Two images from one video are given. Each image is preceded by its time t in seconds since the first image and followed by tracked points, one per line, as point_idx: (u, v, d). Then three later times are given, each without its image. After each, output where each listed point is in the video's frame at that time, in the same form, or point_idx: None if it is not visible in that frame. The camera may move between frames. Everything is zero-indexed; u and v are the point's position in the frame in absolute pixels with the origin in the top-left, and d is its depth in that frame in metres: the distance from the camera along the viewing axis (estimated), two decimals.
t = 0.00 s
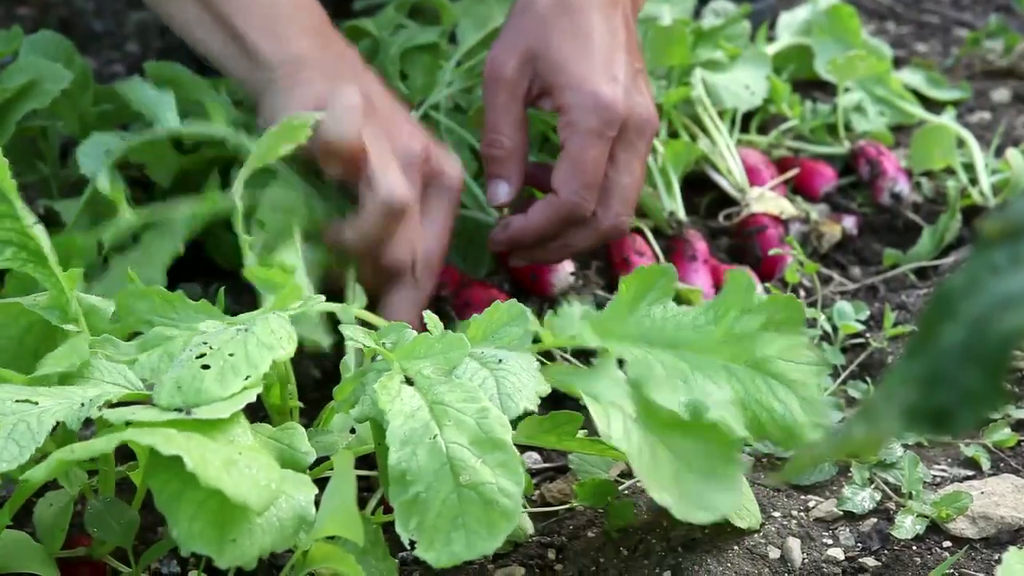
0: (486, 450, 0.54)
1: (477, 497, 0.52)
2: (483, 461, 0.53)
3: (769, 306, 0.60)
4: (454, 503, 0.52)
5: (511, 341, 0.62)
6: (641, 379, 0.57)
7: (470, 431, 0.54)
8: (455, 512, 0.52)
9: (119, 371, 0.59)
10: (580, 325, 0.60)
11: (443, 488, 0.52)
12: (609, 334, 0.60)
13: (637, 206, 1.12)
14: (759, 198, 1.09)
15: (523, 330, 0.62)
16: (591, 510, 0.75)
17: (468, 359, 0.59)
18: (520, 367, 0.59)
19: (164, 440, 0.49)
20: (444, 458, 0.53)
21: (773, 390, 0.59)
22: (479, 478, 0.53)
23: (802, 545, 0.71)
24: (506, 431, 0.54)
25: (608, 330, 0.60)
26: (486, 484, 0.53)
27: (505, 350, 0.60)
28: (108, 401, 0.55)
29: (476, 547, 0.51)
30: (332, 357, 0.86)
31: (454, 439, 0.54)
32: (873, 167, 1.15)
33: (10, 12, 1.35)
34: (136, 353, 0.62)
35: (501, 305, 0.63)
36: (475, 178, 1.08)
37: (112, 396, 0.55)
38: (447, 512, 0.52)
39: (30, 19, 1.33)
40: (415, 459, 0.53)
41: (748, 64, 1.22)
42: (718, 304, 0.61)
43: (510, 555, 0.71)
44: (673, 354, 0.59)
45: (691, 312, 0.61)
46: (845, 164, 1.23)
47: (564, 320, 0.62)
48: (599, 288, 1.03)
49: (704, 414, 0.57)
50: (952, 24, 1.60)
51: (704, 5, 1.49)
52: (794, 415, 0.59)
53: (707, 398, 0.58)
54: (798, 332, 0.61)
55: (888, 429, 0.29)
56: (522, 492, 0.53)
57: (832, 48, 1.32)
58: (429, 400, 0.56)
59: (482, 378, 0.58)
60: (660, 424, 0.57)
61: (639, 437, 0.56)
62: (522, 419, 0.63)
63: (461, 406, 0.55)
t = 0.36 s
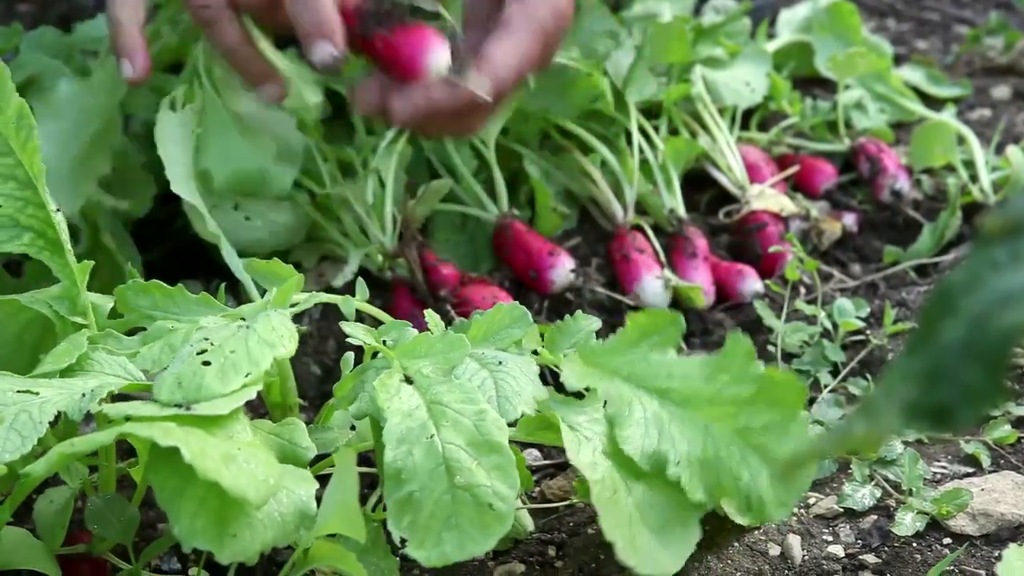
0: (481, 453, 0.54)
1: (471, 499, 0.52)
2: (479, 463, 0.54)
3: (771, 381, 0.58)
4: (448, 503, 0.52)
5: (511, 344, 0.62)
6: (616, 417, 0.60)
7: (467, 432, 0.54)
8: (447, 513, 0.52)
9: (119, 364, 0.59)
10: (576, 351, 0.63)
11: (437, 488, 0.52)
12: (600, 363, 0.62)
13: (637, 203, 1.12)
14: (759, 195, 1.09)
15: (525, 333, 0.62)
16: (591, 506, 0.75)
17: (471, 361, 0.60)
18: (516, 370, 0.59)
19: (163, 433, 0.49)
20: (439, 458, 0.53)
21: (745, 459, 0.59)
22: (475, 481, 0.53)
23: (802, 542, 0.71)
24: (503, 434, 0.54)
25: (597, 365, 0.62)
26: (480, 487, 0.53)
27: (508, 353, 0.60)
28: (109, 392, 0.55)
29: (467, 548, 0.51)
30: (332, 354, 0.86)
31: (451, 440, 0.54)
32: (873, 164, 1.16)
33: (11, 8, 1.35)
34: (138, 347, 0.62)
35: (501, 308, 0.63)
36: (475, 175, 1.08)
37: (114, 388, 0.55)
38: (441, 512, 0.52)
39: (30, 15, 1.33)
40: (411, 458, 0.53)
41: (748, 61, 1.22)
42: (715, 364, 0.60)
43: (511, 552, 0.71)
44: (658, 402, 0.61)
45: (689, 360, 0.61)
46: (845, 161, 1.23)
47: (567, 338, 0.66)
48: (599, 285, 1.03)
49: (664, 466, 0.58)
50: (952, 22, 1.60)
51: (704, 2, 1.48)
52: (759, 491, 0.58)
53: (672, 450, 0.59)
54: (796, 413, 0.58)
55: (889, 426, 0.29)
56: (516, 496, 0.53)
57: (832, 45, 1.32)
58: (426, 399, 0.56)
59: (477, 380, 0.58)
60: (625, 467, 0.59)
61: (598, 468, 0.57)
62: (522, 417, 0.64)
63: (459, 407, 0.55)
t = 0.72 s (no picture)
0: (479, 453, 0.54)
1: (470, 500, 0.52)
2: (479, 465, 0.54)
3: (774, 387, 0.61)
4: (447, 503, 0.52)
5: (510, 344, 0.62)
6: (624, 421, 0.61)
7: (467, 433, 0.54)
8: (447, 513, 0.52)
9: (118, 362, 0.59)
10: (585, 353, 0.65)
11: (436, 488, 0.52)
12: (608, 367, 0.64)
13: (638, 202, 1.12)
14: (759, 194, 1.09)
15: (524, 334, 0.62)
16: (590, 506, 0.75)
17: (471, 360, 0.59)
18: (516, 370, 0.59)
19: (166, 437, 0.49)
20: (439, 458, 0.53)
21: (750, 467, 0.61)
22: (474, 482, 0.53)
23: (803, 542, 0.71)
24: (503, 436, 0.54)
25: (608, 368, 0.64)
26: (480, 488, 0.53)
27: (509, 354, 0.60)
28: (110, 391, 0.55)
29: (466, 549, 0.51)
30: (332, 354, 0.86)
31: (450, 440, 0.54)
32: (874, 164, 1.16)
33: (10, 5, 1.35)
34: (139, 347, 0.62)
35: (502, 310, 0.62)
36: (475, 174, 1.08)
37: (114, 387, 0.55)
38: (441, 513, 0.52)
39: (30, 13, 1.33)
40: (410, 459, 0.53)
41: (749, 60, 1.22)
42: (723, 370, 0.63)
43: (510, 551, 0.71)
44: (665, 406, 0.63)
45: (696, 367, 0.63)
46: (845, 160, 1.23)
47: (571, 338, 0.66)
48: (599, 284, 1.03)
49: (673, 471, 0.59)
50: (952, 21, 1.60)
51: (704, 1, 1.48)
52: (763, 499, 0.60)
53: (680, 458, 0.60)
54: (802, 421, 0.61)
55: (889, 425, 0.29)
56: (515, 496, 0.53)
57: (832, 44, 1.32)
58: (427, 400, 0.56)
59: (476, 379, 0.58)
60: (634, 471, 0.61)
61: (610, 475, 0.59)
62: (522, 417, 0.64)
63: (459, 408, 0.55)
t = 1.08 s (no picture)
0: (488, 452, 0.54)
1: (479, 499, 0.52)
2: (486, 464, 0.53)
3: (787, 355, 0.61)
4: (455, 502, 0.52)
5: (518, 344, 0.62)
6: (642, 407, 0.60)
7: (474, 432, 0.54)
8: (456, 513, 0.52)
9: (123, 361, 0.59)
10: (594, 341, 0.65)
11: (444, 488, 0.52)
12: (619, 354, 0.64)
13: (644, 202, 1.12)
14: (766, 194, 1.09)
15: (531, 333, 0.62)
16: (597, 506, 0.75)
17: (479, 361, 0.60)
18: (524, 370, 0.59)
19: (172, 436, 0.49)
20: (447, 458, 0.53)
21: (772, 436, 0.60)
22: (482, 481, 0.52)
23: (809, 542, 0.71)
24: (511, 435, 0.54)
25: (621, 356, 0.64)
26: (488, 487, 0.52)
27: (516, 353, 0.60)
28: (116, 390, 0.55)
29: (474, 548, 0.51)
30: (339, 353, 0.86)
31: (458, 440, 0.54)
32: (880, 164, 1.15)
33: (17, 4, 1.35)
34: (145, 345, 0.62)
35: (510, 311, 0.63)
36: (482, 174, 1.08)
37: (120, 386, 0.55)
38: (449, 512, 0.51)
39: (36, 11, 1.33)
40: (418, 458, 0.53)
41: (755, 59, 1.22)
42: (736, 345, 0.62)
43: (517, 551, 0.71)
44: (680, 386, 0.62)
45: (708, 346, 0.63)
46: (852, 160, 1.23)
47: (576, 329, 0.66)
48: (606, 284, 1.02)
49: (696, 452, 0.59)
50: (959, 21, 1.60)
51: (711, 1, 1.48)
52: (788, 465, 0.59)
53: (701, 437, 0.60)
54: (815, 383, 0.61)
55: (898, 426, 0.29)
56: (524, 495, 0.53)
57: (839, 44, 1.32)
58: (434, 399, 0.56)
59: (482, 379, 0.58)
60: (656, 459, 0.61)
61: (632, 464, 0.59)
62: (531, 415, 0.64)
63: (467, 408, 0.55)
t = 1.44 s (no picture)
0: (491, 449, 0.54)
1: (481, 497, 0.52)
2: (489, 462, 0.53)
3: (789, 373, 0.61)
4: (457, 501, 0.52)
5: (520, 344, 0.62)
6: (640, 416, 0.61)
7: (477, 431, 0.54)
8: (457, 511, 0.52)
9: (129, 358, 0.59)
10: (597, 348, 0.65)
11: (447, 487, 0.52)
12: (621, 363, 0.64)
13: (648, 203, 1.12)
14: (769, 194, 1.09)
15: (534, 333, 0.62)
16: (600, 507, 0.75)
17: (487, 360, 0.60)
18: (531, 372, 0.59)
19: (174, 433, 0.49)
20: (449, 457, 0.53)
21: (771, 452, 0.60)
22: (485, 479, 0.53)
23: (812, 543, 0.71)
24: (513, 434, 0.54)
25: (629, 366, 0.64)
26: (490, 486, 0.52)
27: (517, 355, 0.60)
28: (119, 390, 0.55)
29: (477, 547, 0.51)
30: (343, 353, 0.86)
31: (460, 439, 0.54)
32: (884, 164, 1.15)
33: (22, 4, 1.35)
34: (148, 346, 0.62)
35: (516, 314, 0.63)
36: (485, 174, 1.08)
37: (123, 386, 0.55)
38: (450, 513, 0.52)
39: (42, 12, 1.33)
40: (421, 457, 0.53)
41: (759, 60, 1.22)
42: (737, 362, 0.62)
43: (520, 551, 0.71)
44: (680, 398, 0.62)
45: (711, 361, 0.63)
46: (856, 160, 1.22)
47: (579, 337, 0.66)
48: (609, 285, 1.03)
49: (694, 464, 0.59)
50: (964, 21, 1.60)
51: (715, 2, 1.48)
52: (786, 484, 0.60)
53: (699, 449, 0.60)
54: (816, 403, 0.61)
55: (901, 426, 0.29)
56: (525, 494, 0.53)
57: (843, 45, 1.32)
58: (436, 398, 0.56)
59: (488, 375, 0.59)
60: (655, 468, 0.61)
61: (630, 471, 0.59)
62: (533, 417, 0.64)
63: (470, 408, 0.55)
